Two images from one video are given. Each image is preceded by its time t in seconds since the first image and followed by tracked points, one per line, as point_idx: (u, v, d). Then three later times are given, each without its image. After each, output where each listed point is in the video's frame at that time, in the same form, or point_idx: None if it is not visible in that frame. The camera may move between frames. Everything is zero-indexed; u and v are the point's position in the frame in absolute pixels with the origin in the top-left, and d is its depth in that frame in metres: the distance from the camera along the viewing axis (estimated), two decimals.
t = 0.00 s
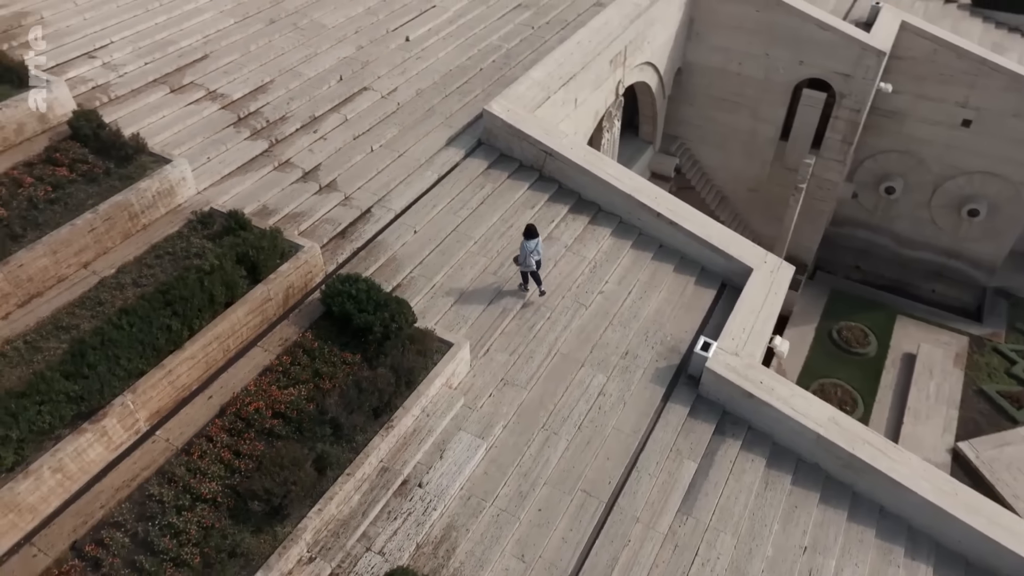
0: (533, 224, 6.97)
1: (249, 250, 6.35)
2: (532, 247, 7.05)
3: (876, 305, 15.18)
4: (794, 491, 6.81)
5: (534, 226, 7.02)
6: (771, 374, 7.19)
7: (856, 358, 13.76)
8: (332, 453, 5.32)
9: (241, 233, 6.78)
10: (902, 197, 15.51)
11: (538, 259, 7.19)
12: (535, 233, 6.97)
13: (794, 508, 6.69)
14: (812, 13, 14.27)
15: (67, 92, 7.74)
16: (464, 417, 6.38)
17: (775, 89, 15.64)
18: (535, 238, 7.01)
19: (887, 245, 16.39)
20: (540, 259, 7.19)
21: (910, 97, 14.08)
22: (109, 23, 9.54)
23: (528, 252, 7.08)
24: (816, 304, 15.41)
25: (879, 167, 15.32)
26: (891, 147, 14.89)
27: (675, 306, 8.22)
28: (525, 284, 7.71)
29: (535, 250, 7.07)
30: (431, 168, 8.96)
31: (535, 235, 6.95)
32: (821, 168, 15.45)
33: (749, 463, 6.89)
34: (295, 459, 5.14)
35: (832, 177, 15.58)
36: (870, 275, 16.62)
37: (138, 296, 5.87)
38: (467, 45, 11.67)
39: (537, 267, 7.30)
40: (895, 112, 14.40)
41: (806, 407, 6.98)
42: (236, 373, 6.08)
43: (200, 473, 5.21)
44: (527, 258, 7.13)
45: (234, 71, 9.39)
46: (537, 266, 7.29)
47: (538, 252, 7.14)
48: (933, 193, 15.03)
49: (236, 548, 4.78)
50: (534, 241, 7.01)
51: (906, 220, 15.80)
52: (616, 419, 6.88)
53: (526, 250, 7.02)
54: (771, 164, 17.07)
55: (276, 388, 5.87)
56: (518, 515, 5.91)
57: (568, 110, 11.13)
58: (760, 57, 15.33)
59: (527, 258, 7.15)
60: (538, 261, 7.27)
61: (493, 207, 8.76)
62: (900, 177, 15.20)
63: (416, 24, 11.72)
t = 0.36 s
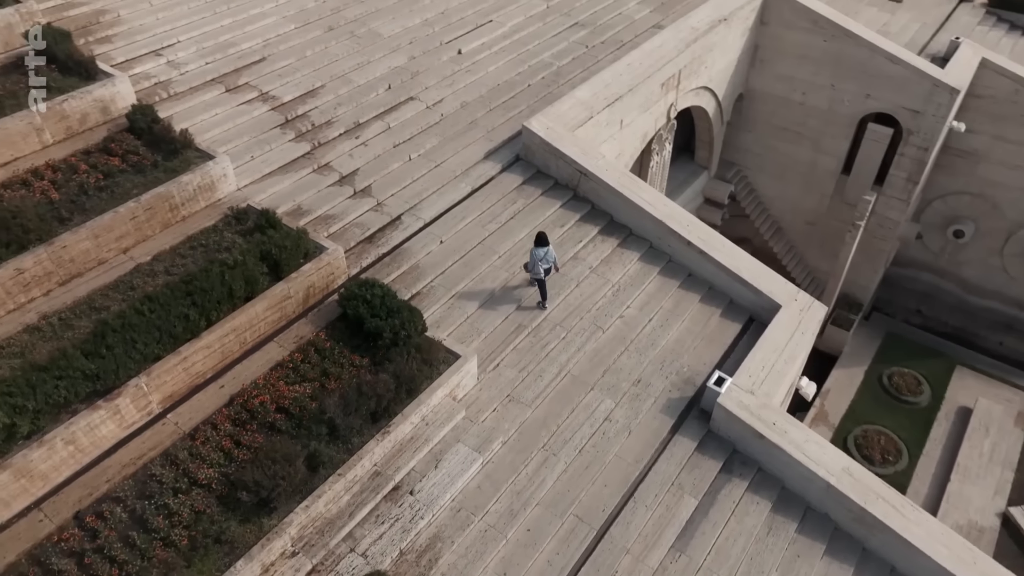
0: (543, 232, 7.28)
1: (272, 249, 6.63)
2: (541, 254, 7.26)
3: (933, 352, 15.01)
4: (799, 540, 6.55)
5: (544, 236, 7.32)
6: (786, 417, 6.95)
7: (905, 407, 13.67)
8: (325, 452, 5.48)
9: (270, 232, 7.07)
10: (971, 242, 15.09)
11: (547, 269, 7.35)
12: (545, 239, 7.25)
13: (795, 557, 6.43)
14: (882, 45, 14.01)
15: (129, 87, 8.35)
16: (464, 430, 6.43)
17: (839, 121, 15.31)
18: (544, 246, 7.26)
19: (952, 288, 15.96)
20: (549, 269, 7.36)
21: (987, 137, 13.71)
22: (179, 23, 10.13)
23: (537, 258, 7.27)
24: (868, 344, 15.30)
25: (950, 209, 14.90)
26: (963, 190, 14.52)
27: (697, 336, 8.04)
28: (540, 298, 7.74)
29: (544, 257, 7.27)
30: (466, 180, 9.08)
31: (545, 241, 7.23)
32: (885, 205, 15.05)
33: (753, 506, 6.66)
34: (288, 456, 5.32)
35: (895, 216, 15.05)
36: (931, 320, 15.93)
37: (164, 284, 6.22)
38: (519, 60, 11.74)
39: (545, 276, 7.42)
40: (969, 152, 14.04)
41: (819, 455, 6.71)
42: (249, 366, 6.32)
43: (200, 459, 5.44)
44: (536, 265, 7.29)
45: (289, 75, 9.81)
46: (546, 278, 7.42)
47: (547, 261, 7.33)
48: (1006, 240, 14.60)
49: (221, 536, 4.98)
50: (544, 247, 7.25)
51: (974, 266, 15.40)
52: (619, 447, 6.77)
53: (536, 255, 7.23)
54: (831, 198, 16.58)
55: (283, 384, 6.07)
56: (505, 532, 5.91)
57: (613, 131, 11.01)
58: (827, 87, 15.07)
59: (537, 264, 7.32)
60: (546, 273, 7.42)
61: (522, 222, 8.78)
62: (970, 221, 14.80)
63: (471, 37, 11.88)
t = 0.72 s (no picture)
0: (551, 235, 7.28)
1: (287, 251, 6.86)
2: (546, 256, 7.34)
3: (983, 404, 14.51)
4: None
5: (553, 238, 7.32)
6: (789, 459, 6.74)
7: (948, 458, 13.32)
8: (312, 453, 5.64)
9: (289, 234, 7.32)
10: None
11: (551, 270, 7.45)
12: (552, 243, 7.27)
13: None
14: (944, 79, 13.62)
15: (177, 88, 8.83)
16: (456, 443, 6.48)
17: (895, 155, 14.86)
18: (550, 249, 7.31)
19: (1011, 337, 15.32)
20: (553, 271, 7.44)
21: None
22: (233, 29, 10.61)
23: (542, 260, 7.36)
24: (912, 390, 14.88)
25: (1012, 254, 14.12)
26: None
27: (707, 368, 7.86)
28: (541, 292, 7.93)
29: (548, 260, 7.34)
30: (491, 195, 9.16)
31: (551, 245, 7.25)
32: (939, 244, 14.45)
33: (746, 548, 6.48)
34: (275, 454, 5.50)
35: (949, 257, 14.47)
36: (986, 369, 15.35)
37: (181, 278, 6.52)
38: (559, 77, 11.77)
39: (550, 277, 7.54)
40: None
41: (819, 501, 6.50)
42: (256, 363, 6.56)
43: (195, 449, 5.67)
44: (540, 266, 7.40)
45: (330, 82, 10.15)
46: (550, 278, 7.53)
47: (552, 263, 7.40)
48: None
49: (203, 526, 5.18)
50: (549, 251, 7.30)
51: None
52: (611, 474, 6.70)
53: (540, 258, 7.31)
54: (881, 234, 16.01)
55: (283, 382, 6.27)
56: (485, 549, 5.92)
57: (647, 154, 10.87)
58: (883, 120, 14.65)
59: (543, 266, 7.42)
60: (551, 273, 7.51)
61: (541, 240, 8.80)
62: None
63: (513, 53, 11.98)
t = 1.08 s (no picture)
0: (543, 243, 7.43)
1: (286, 256, 7.06)
2: (536, 263, 7.50)
3: (1014, 450, 13.93)
4: None
5: (544, 246, 7.47)
6: (772, 495, 6.60)
7: (972, 504, 12.83)
8: (289, 456, 5.78)
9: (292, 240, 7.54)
10: None
11: (541, 277, 7.61)
12: (542, 252, 7.41)
13: None
14: (983, 111, 13.26)
15: (202, 93, 9.20)
16: (436, 455, 6.53)
17: (930, 187, 14.47)
18: (541, 257, 7.45)
19: None
20: (542, 278, 7.61)
21: None
22: (264, 37, 11.01)
23: (531, 267, 7.53)
24: (940, 431, 14.39)
25: None
26: None
27: (701, 395, 7.72)
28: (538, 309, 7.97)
29: (538, 268, 7.50)
30: (498, 210, 9.22)
31: (540, 253, 7.39)
32: (975, 282, 13.99)
33: None
34: (253, 455, 5.66)
35: (985, 295, 13.98)
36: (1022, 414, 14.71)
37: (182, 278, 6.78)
38: (581, 95, 11.76)
39: (540, 286, 7.69)
40: None
41: (801, 540, 6.35)
42: (248, 364, 6.75)
43: (179, 444, 5.86)
44: (529, 272, 7.57)
45: (351, 93, 10.42)
46: (541, 286, 7.70)
47: (542, 270, 7.57)
48: None
49: (176, 520, 5.35)
50: (539, 258, 7.44)
51: None
52: (590, 497, 6.66)
53: (530, 264, 7.48)
54: (914, 268, 15.54)
55: (271, 384, 6.43)
56: (454, 563, 5.94)
57: (663, 176, 10.74)
58: (919, 150, 14.29)
59: (533, 273, 7.59)
60: (541, 280, 7.67)
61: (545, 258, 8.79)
62: None
63: (536, 69, 12.04)
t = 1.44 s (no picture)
0: (534, 247, 7.61)
1: (287, 263, 7.27)
2: (526, 267, 7.65)
3: None
4: None
5: (535, 250, 7.66)
6: (753, 533, 6.44)
7: (999, 558, 12.30)
8: (267, 459, 5.93)
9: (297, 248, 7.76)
10: None
11: (531, 281, 7.77)
12: (533, 256, 7.59)
13: None
14: None
15: (228, 101, 9.57)
16: (416, 468, 6.60)
17: (966, 224, 14.04)
18: (531, 261, 7.62)
19: None
20: (532, 282, 7.76)
21: None
22: (294, 49, 11.41)
23: (522, 271, 7.69)
24: (968, 477, 13.83)
25: None
26: None
27: (694, 426, 7.57)
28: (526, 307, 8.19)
29: (528, 271, 7.66)
30: (505, 227, 9.27)
31: (531, 257, 7.57)
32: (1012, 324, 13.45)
33: None
34: (232, 456, 5.85)
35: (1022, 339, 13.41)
36: None
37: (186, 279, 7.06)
38: (601, 115, 11.75)
39: (530, 289, 7.85)
40: None
41: None
42: (243, 366, 6.95)
43: (166, 439, 6.07)
44: (520, 276, 7.73)
45: (373, 106, 10.71)
46: (532, 289, 7.86)
47: (532, 274, 7.72)
48: None
49: (153, 514, 5.53)
50: (529, 262, 7.62)
51: None
52: (567, 521, 6.61)
53: (521, 268, 7.65)
54: (947, 306, 15.02)
55: (260, 387, 6.59)
56: None
57: (679, 200, 10.57)
58: (956, 186, 13.88)
59: (524, 276, 7.74)
60: (532, 284, 7.82)
61: (547, 277, 8.77)
62: None
63: (559, 89, 12.09)
